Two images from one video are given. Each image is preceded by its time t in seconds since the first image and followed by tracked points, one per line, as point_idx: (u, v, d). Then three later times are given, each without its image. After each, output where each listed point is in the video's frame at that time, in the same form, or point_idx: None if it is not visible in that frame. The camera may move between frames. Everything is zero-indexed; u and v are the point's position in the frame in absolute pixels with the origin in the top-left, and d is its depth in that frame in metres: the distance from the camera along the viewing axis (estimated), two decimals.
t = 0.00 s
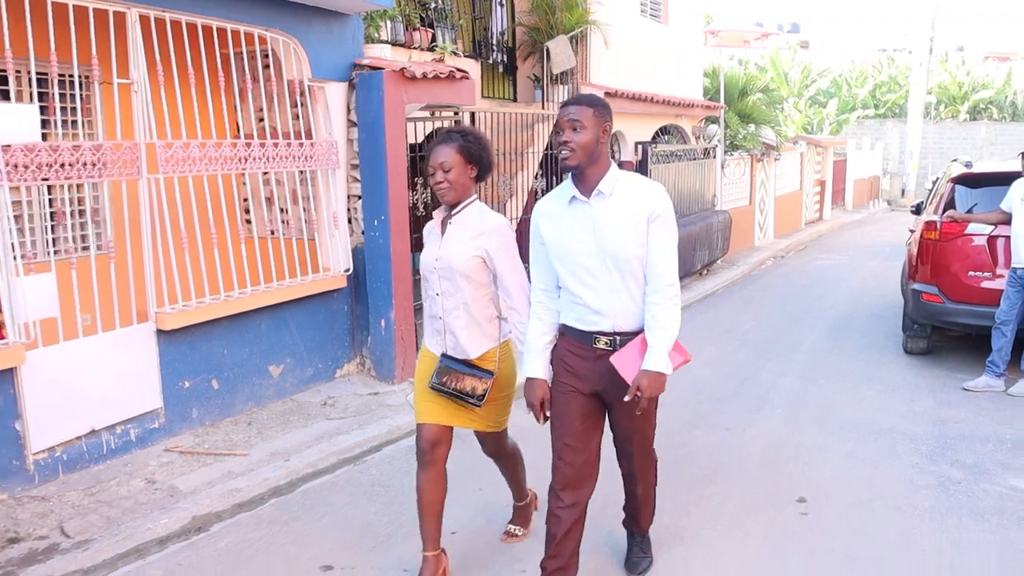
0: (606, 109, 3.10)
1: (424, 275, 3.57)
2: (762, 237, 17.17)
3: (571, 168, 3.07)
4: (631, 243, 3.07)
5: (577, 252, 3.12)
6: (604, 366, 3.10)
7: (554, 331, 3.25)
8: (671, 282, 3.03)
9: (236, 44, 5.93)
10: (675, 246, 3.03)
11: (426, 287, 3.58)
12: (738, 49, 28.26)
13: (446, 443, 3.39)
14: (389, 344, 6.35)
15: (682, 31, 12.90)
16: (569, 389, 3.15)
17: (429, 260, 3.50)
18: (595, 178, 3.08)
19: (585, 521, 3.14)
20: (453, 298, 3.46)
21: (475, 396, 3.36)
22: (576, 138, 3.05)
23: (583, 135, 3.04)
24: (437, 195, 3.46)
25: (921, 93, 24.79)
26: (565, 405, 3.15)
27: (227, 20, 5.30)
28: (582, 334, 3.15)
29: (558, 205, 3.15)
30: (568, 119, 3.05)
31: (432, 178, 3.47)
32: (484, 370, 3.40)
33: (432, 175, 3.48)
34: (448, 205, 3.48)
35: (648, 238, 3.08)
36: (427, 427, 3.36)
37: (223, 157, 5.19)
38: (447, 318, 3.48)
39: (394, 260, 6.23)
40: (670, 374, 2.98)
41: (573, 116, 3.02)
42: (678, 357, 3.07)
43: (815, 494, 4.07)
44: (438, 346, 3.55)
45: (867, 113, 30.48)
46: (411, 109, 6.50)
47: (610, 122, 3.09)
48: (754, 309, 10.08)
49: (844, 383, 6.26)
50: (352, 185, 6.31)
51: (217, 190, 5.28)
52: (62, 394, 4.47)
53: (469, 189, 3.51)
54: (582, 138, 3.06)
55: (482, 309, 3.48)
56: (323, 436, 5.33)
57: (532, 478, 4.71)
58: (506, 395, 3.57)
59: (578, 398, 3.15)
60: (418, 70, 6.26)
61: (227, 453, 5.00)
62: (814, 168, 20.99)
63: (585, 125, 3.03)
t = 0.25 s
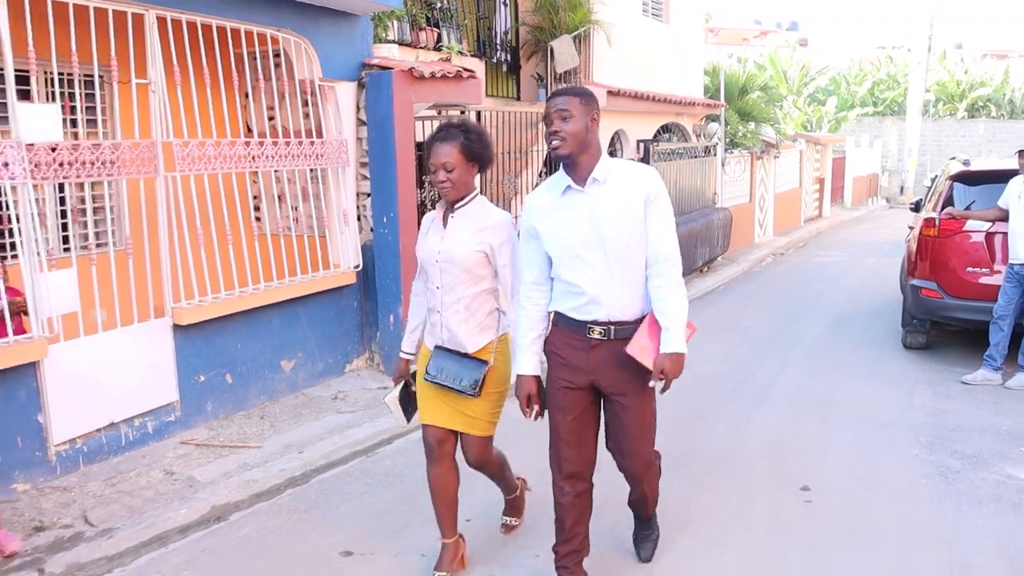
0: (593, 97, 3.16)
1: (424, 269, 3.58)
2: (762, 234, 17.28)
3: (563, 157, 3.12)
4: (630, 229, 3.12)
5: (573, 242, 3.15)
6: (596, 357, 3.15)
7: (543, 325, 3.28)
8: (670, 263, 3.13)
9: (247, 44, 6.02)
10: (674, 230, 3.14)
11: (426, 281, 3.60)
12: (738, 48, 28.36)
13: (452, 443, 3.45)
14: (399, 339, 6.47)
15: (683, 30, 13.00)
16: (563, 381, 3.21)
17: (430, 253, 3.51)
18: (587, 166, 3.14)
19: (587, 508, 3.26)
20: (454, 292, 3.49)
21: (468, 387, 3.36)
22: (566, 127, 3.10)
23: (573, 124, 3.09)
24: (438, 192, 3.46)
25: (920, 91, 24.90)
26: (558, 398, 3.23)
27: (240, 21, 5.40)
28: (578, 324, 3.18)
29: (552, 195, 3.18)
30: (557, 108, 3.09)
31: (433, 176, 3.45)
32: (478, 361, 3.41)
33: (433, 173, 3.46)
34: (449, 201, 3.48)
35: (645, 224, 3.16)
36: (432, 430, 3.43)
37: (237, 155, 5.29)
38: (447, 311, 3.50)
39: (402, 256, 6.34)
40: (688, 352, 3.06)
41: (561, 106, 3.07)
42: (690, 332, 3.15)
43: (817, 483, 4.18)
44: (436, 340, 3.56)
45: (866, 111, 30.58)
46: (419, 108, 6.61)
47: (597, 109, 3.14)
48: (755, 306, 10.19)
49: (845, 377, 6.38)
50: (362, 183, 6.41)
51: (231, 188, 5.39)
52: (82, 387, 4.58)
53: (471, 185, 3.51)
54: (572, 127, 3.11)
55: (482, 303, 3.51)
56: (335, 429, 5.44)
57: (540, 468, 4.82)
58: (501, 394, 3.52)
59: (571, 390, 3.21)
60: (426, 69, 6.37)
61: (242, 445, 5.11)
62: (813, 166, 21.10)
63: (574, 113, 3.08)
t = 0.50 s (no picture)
0: (590, 94, 3.20)
1: (432, 257, 3.59)
2: (762, 232, 17.40)
3: (563, 154, 3.15)
4: (632, 225, 3.17)
5: (571, 237, 3.18)
6: (592, 352, 3.19)
7: (531, 320, 3.26)
8: (675, 262, 3.18)
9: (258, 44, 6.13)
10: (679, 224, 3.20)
11: (433, 270, 3.61)
12: (737, 46, 28.46)
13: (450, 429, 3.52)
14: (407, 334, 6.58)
15: (685, 29, 13.10)
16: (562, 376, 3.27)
17: (439, 242, 3.52)
18: (587, 162, 3.18)
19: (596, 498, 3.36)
20: (461, 282, 3.51)
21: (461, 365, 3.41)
22: (565, 124, 3.13)
23: (572, 120, 3.12)
24: (445, 187, 3.47)
25: (919, 90, 25.02)
26: (558, 394, 3.29)
27: (254, 23, 5.51)
28: (575, 319, 3.23)
29: (551, 191, 3.20)
30: (555, 105, 3.13)
31: (441, 171, 3.47)
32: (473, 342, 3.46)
33: (441, 168, 3.47)
34: (457, 195, 3.50)
35: (646, 222, 3.21)
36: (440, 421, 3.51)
37: (251, 154, 5.40)
38: (453, 300, 3.52)
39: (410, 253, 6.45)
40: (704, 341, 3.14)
41: (559, 102, 3.10)
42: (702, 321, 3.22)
43: (820, 473, 4.30)
44: (440, 328, 3.58)
45: (865, 109, 30.69)
46: (427, 108, 6.72)
47: (595, 106, 3.18)
48: (756, 303, 10.30)
49: (845, 371, 6.49)
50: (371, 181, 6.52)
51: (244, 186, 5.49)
52: (102, 381, 4.68)
53: (478, 178, 3.52)
54: (572, 124, 3.14)
55: (488, 294, 3.54)
56: (346, 422, 5.55)
57: (548, 460, 4.93)
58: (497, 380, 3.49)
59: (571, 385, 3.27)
60: (435, 70, 6.48)
61: (256, 438, 5.22)
62: (813, 164, 21.22)
63: (572, 109, 3.12)
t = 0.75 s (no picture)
0: (595, 92, 3.21)
1: (433, 255, 3.61)
2: (761, 230, 17.48)
3: (566, 151, 3.16)
4: (632, 224, 3.18)
5: (570, 233, 3.19)
6: (590, 347, 3.20)
7: (524, 315, 3.30)
8: (675, 261, 3.19)
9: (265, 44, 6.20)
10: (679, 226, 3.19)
11: (433, 267, 3.63)
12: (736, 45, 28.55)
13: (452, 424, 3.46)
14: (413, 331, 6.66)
15: (685, 28, 13.18)
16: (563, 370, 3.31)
17: (441, 241, 3.55)
18: (589, 160, 3.19)
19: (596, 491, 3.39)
20: (463, 281, 3.54)
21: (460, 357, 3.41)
22: (570, 121, 3.14)
23: (577, 117, 3.13)
24: (448, 186, 3.50)
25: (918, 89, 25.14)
26: (560, 388, 3.34)
27: (263, 23, 5.59)
28: (570, 316, 3.26)
29: (552, 187, 3.22)
30: (560, 102, 3.14)
31: (444, 170, 3.50)
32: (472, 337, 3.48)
33: (444, 167, 3.50)
34: (459, 195, 3.53)
35: (645, 221, 3.21)
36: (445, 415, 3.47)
37: (259, 153, 5.47)
38: (454, 299, 3.56)
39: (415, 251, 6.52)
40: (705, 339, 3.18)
41: (564, 99, 3.11)
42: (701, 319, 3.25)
43: (821, 466, 4.38)
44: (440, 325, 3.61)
45: (864, 107, 30.79)
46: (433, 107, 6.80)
47: (599, 104, 3.20)
48: (756, 300, 10.39)
49: (845, 367, 6.58)
50: (377, 180, 6.60)
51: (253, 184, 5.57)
52: (115, 377, 4.76)
53: (480, 178, 3.55)
54: (576, 121, 3.15)
55: (489, 294, 3.58)
56: (354, 417, 5.63)
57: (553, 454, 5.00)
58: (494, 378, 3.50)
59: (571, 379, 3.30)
60: (440, 69, 6.56)
61: (266, 433, 5.30)
62: (812, 162, 21.31)
63: (577, 107, 3.13)
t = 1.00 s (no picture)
0: (604, 94, 3.25)
1: (434, 257, 3.65)
2: (761, 228, 17.58)
3: (572, 149, 3.17)
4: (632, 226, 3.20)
5: (570, 232, 3.22)
6: (586, 346, 3.26)
7: (521, 306, 3.32)
8: (672, 267, 3.21)
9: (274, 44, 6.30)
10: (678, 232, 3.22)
11: (435, 269, 3.67)
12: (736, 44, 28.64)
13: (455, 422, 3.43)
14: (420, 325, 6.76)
15: (686, 27, 13.28)
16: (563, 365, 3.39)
17: (442, 244, 3.59)
18: (594, 160, 3.21)
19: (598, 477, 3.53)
20: (464, 282, 3.59)
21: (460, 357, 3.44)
22: (577, 120, 3.17)
23: (584, 116, 3.17)
24: (450, 188, 3.54)
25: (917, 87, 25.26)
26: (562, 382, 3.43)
27: (275, 23, 5.69)
28: (569, 314, 3.30)
29: (555, 186, 3.25)
30: (569, 100, 3.18)
31: (446, 172, 3.53)
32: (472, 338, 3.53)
33: (447, 168, 3.53)
34: (459, 197, 3.57)
35: (646, 224, 3.23)
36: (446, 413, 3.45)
37: (272, 151, 5.57)
38: (456, 301, 3.60)
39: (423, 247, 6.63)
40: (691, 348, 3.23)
41: (573, 97, 3.15)
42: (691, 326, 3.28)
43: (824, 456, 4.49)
44: (441, 326, 3.66)
45: (864, 106, 30.90)
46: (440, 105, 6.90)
47: (608, 106, 3.23)
48: (757, 297, 10.48)
49: (846, 362, 6.68)
50: (385, 177, 6.70)
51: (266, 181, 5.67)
52: (132, 370, 4.86)
53: (482, 182, 3.58)
54: (583, 121, 3.18)
55: (489, 295, 3.63)
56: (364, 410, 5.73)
57: (560, 446, 5.10)
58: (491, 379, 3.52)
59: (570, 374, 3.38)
60: (448, 69, 6.66)
61: (278, 425, 5.40)
62: (812, 160, 21.43)
63: (585, 106, 3.16)
